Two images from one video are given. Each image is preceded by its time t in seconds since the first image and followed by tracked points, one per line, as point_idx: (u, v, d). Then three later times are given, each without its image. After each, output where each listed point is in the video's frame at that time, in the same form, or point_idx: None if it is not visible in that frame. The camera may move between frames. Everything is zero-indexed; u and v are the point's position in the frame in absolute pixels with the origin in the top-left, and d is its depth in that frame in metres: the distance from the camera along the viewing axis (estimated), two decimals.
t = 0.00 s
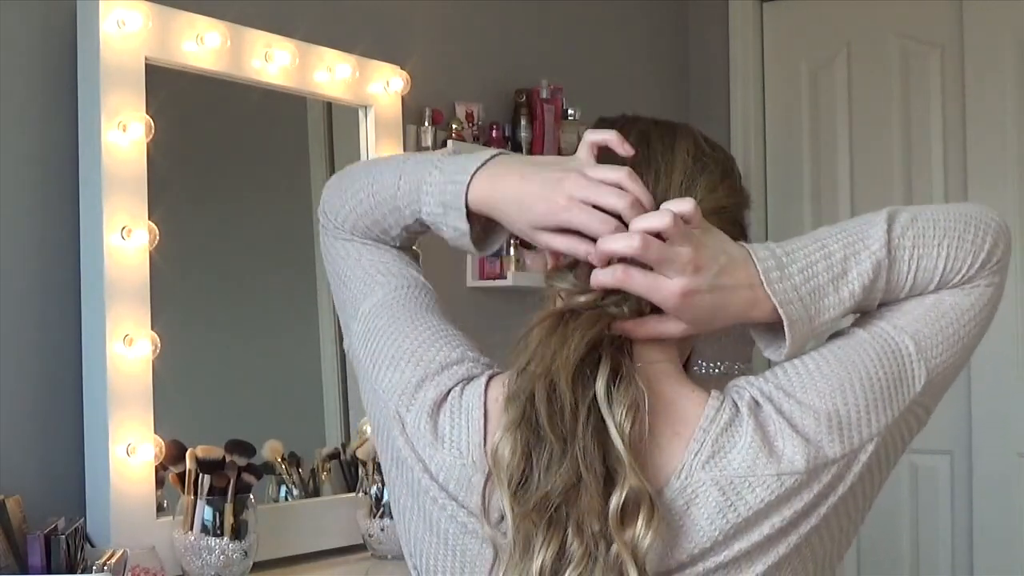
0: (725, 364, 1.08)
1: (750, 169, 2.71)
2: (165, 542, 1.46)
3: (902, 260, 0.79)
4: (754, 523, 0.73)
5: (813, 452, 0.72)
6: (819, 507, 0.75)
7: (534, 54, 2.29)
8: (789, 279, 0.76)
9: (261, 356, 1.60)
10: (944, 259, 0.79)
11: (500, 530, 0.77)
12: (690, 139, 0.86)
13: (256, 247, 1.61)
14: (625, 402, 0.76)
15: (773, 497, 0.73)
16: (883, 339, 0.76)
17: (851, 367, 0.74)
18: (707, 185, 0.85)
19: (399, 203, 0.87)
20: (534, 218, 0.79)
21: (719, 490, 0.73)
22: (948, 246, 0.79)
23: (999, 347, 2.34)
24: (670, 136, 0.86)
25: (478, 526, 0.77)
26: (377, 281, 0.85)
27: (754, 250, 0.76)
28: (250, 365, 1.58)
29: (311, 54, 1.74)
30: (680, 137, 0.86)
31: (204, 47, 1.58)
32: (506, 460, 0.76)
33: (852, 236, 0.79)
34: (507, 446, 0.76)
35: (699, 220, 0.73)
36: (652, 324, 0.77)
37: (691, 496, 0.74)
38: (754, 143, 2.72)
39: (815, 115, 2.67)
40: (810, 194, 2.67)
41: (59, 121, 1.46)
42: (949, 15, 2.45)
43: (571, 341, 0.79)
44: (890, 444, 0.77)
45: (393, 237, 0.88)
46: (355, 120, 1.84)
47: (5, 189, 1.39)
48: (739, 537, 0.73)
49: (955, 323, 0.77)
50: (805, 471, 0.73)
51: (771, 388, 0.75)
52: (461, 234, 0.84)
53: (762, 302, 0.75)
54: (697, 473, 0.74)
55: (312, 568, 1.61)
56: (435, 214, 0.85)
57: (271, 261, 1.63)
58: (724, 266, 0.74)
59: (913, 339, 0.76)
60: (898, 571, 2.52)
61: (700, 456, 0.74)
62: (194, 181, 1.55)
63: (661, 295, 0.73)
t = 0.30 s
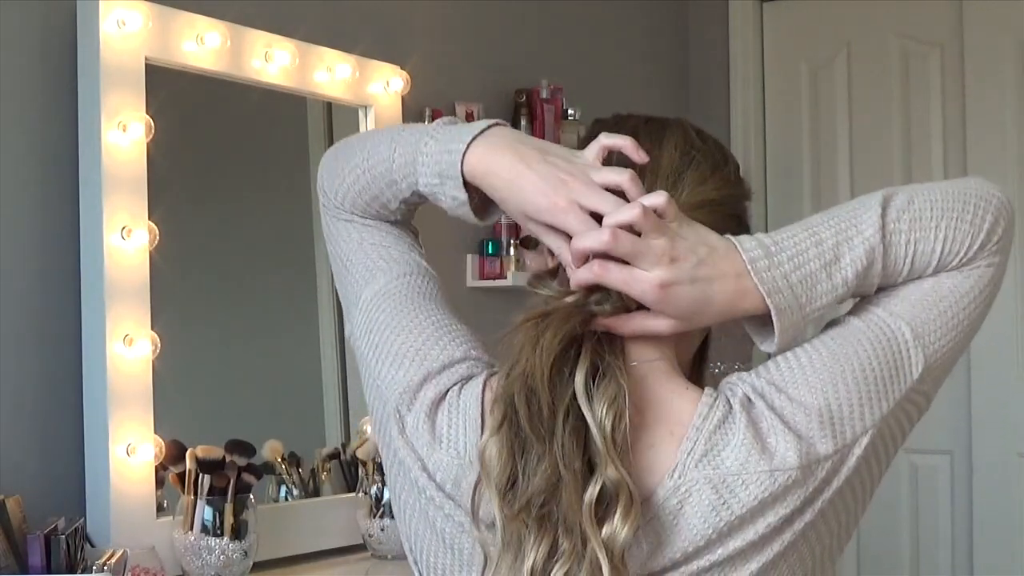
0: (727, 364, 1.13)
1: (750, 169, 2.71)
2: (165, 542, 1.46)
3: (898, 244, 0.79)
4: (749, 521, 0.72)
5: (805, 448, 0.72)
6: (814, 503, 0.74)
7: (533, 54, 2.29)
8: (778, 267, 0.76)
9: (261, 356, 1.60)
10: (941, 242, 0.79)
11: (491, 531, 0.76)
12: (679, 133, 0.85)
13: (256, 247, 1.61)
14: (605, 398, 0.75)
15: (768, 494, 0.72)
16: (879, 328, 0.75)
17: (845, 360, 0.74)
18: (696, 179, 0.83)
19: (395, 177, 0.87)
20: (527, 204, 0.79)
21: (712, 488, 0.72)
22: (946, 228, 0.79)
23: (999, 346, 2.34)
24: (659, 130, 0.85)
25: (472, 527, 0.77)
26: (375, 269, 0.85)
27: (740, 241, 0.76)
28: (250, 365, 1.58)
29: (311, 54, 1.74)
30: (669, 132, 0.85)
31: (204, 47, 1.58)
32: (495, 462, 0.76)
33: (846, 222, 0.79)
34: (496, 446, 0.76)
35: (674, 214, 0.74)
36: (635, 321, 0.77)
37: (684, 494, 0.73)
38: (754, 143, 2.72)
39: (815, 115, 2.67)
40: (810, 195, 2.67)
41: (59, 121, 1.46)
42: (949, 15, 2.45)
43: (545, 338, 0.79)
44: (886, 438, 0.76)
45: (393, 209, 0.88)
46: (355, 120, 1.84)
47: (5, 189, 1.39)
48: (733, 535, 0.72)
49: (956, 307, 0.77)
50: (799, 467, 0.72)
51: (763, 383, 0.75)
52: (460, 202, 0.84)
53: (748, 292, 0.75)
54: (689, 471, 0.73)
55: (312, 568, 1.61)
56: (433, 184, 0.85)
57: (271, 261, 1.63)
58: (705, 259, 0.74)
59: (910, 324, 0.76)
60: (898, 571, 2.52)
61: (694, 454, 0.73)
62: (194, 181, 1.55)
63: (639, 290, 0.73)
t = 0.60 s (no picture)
0: (725, 364, 1.15)
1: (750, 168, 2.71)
2: (165, 542, 1.46)
3: (905, 248, 0.79)
4: (748, 526, 0.72)
5: (806, 453, 0.72)
6: (814, 508, 0.74)
7: (533, 54, 2.29)
8: (783, 273, 0.76)
9: (261, 356, 1.60)
10: (948, 246, 0.79)
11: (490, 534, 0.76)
12: (683, 128, 0.84)
13: (256, 247, 1.61)
14: (608, 405, 0.75)
15: (768, 498, 0.72)
16: (882, 331, 0.75)
17: (846, 364, 0.73)
18: (699, 177, 0.83)
19: (399, 192, 0.87)
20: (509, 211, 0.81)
21: (711, 493, 0.72)
22: (954, 232, 0.79)
23: (999, 346, 2.34)
24: (664, 124, 0.84)
25: (472, 528, 0.77)
26: (378, 276, 0.86)
27: (746, 244, 0.76)
28: (250, 365, 1.58)
29: (311, 54, 1.74)
30: (674, 126, 0.84)
31: (204, 47, 1.58)
32: (495, 463, 0.76)
33: (853, 225, 0.79)
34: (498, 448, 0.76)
35: (679, 220, 0.73)
36: (644, 325, 0.77)
37: (684, 498, 0.73)
38: (753, 143, 2.72)
39: (815, 115, 2.67)
40: (810, 195, 2.67)
41: (59, 121, 1.46)
42: (949, 15, 2.45)
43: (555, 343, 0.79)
44: (887, 443, 0.76)
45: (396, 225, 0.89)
46: (356, 120, 1.84)
47: (5, 189, 1.39)
48: (733, 540, 0.72)
49: (961, 312, 0.77)
50: (800, 472, 0.72)
51: (764, 387, 0.75)
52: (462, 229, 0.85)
53: (753, 298, 0.75)
54: (689, 475, 0.73)
55: (312, 568, 1.61)
56: (437, 207, 0.86)
57: (271, 261, 1.63)
58: (711, 267, 0.74)
59: (914, 329, 0.76)
60: (898, 571, 2.52)
61: (694, 458, 0.73)
62: (194, 181, 1.55)
63: (647, 303, 0.74)
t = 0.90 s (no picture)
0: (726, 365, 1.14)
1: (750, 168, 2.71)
2: (165, 542, 1.46)
3: (907, 251, 0.79)
4: (748, 528, 0.72)
5: (806, 455, 0.72)
6: (815, 509, 0.74)
7: (533, 53, 2.29)
8: (787, 275, 0.76)
9: (261, 356, 1.60)
10: (950, 250, 0.79)
11: (491, 534, 0.76)
12: (686, 119, 0.83)
13: (256, 247, 1.61)
14: (612, 406, 0.75)
15: (768, 501, 0.71)
16: (883, 334, 0.75)
17: (848, 366, 0.74)
18: (698, 170, 0.82)
19: (403, 199, 0.91)
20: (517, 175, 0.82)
21: (711, 495, 0.72)
22: (956, 236, 0.79)
23: (999, 346, 2.34)
24: (666, 114, 0.83)
25: (471, 528, 0.77)
26: (381, 282, 0.87)
27: (751, 245, 0.76)
28: (250, 365, 1.58)
29: (311, 54, 1.74)
30: (676, 117, 0.82)
31: (204, 47, 1.58)
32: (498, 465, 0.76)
33: (857, 228, 0.79)
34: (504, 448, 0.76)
35: (684, 224, 0.74)
36: (647, 323, 0.77)
37: (684, 500, 0.73)
38: (754, 143, 2.73)
39: (815, 115, 2.66)
40: (810, 195, 2.67)
41: (59, 121, 1.46)
42: (949, 15, 2.45)
43: (567, 346, 0.78)
44: (887, 445, 0.76)
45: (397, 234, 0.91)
46: (355, 120, 1.84)
47: (5, 189, 1.39)
48: (733, 542, 0.72)
49: (962, 315, 0.77)
50: (800, 474, 0.71)
51: (765, 388, 0.75)
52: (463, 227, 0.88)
53: (756, 299, 0.75)
54: (689, 478, 0.73)
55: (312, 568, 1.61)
56: (437, 208, 0.89)
57: (271, 261, 1.63)
58: (719, 271, 0.74)
59: (915, 332, 0.76)
60: (898, 571, 2.52)
61: (694, 460, 0.73)
62: (195, 181, 1.55)
63: (655, 307, 0.73)
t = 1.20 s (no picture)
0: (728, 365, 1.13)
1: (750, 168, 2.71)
2: (165, 542, 1.46)
3: (908, 256, 0.80)
4: (750, 526, 0.72)
5: (808, 454, 0.72)
6: (816, 508, 0.74)
7: (533, 53, 2.29)
8: (791, 279, 0.76)
9: (261, 356, 1.60)
10: (950, 256, 0.80)
11: (491, 537, 0.76)
12: (669, 118, 0.84)
13: (256, 247, 1.61)
14: (610, 409, 0.75)
15: (770, 500, 0.72)
16: (885, 336, 0.76)
17: (849, 366, 0.74)
18: (687, 168, 0.82)
19: (400, 166, 0.89)
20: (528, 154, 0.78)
21: (712, 493, 0.72)
22: (956, 243, 0.80)
23: (999, 345, 2.34)
24: (651, 117, 0.84)
25: (472, 530, 0.76)
26: (378, 271, 0.85)
27: (754, 247, 0.76)
28: (250, 365, 1.58)
29: (311, 54, 1.74)
30: (660, 119, 0.83)
31: (204, 47, 1.58)
32: (498, 467, 0.76)
33: (859, 233, 0.80)
34: (502, 443, 0.75)
35: (692, 228, 0.73)
36: (656, 332, 0.77)
37: (685, 500, 0.73)
38: (753, 143, 2.73)
39: (815, 115, 2.66)
40: (810, 195, 2.67)
41: (59, 121, 1.46)
42: (949, 15, 2.45)
43: (557, 355, 0.79)
44: (888, 445, 0.76)
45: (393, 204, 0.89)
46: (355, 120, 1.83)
47: (5, 189, 1.39)
48: (734, 541, 0.72)
49: (965, 318, 0.78)
50: (801, 473, 0.72)
51: (766, 387, 0.74)
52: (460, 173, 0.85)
53: (761, 301, 0.75)
54: (691, 477, 0.72)
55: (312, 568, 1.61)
56: (435, 160, 0.86)
57: (271, 261, 1.63)
58: (726, 275, 0.74)
59: (916, 334, 0.76)
60: (898, 571, 2.52)
61: (695, 459, 0.73)
62: (195, 181, 1.55)
63: (665, 313, 0.73)
